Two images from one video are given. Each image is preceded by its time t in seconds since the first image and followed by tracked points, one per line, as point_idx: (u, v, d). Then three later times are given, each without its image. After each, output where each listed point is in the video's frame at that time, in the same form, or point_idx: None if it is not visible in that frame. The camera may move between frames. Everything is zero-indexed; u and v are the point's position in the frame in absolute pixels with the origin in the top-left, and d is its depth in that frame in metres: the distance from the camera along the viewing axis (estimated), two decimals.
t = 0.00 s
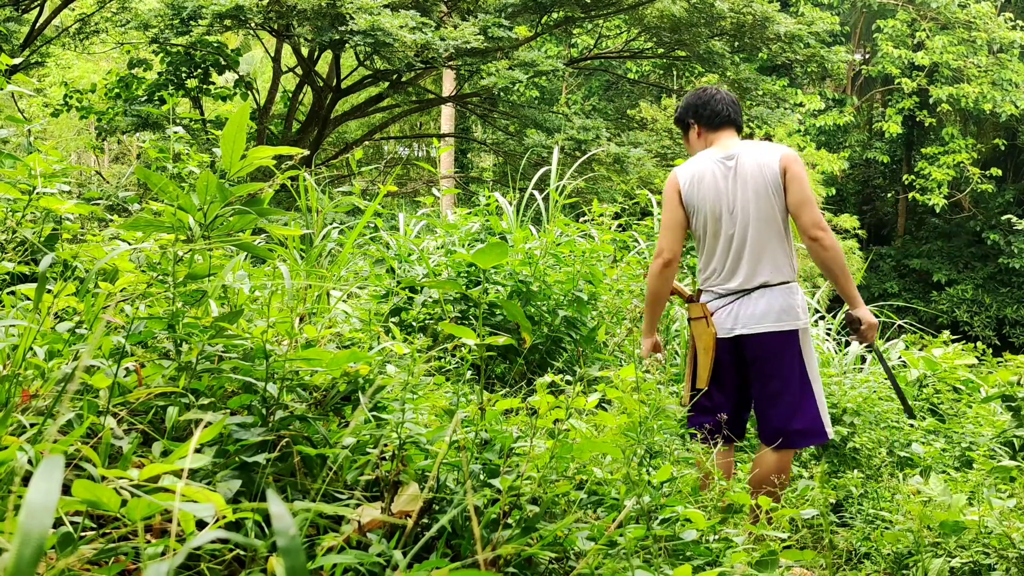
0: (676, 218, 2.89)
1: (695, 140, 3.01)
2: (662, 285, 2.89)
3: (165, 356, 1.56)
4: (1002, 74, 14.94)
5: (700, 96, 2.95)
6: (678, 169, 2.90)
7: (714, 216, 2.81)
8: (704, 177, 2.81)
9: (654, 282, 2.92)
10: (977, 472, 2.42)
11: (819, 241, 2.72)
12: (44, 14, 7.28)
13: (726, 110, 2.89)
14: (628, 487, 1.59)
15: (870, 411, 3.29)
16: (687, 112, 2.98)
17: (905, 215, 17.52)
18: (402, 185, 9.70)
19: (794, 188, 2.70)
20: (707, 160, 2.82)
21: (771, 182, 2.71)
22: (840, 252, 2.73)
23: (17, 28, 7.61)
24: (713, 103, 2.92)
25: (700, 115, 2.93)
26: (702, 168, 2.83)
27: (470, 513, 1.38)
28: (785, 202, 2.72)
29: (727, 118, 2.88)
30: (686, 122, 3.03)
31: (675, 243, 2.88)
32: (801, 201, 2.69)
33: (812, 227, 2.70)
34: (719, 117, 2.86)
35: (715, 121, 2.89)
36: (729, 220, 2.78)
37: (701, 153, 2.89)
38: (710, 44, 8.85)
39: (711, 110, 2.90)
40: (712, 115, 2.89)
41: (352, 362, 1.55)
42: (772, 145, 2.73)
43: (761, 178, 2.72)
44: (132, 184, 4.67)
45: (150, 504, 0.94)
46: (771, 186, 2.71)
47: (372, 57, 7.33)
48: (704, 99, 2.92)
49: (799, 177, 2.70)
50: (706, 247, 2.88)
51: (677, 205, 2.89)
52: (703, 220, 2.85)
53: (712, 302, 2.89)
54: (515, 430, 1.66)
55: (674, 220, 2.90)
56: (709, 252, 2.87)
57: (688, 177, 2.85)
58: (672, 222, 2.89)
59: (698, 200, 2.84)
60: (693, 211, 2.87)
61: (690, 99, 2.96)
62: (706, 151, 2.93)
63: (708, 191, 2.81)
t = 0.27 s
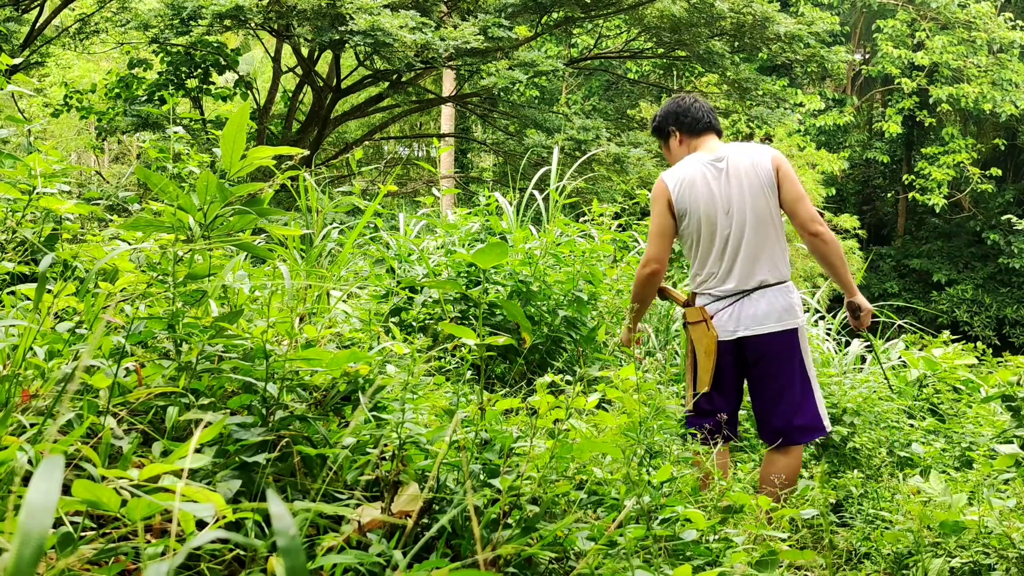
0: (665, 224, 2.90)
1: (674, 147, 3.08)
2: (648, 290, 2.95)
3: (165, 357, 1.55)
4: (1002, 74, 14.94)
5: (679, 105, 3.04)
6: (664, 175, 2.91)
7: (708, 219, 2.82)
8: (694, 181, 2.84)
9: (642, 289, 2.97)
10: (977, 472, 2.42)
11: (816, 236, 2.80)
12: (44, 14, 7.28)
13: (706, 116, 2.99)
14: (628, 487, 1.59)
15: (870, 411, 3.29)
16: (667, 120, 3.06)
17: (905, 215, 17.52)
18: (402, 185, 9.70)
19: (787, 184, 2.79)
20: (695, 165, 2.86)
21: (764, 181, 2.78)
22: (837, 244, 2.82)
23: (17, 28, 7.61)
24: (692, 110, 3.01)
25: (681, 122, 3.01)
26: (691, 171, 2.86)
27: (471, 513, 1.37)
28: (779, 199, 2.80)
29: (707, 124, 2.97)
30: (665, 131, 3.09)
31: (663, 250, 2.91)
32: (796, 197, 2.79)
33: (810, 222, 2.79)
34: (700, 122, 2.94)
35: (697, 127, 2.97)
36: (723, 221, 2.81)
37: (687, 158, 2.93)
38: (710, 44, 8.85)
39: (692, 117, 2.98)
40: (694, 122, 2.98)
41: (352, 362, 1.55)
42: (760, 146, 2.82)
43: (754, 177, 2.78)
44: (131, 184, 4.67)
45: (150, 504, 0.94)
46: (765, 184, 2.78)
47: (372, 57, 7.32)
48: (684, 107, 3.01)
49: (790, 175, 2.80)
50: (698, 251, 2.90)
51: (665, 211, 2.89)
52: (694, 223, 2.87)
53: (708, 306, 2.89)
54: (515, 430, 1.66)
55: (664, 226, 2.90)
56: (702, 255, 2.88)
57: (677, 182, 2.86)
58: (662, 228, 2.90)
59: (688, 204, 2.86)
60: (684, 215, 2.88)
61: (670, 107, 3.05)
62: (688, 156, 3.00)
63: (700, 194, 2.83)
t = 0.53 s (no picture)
0: (674, 223, 2.83)
1: (676, 148, 3.07)
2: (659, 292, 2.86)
3: (165, 357, 1.56)
4: (1002, 74, 14.94)
5: (678, 107, 3.03)
6: (670, 175, 2.86)
7: (718, 218, 2.79)
8: (702, 179, 2.80)
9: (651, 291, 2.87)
10: (977, 472, 2.42)
11: (820, 238, 2.89)
12: (44, 14, 7.27)
13: (707, 116, 2.99)
14: (628, 487, 1.59)
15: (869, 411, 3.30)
16: (668, 122, 3.05)
17: (905, 215, 17.52)
18: (402, 185, 9.70)
19: (793, 185, 2.86)
20: (702, 164, 2.83)
21: (771, 180, 2.82)
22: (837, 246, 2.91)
23: (17, 28, 7.61)
24: (692, 111, 3.01)
25: (682, 123, 3.00)
26: (698, 170, 2.82)
27: (470, 513, 1.37)
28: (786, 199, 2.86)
29: (709, 124, 2.97)
30: (665, 132, 3.08)
31: (672, 250, 2.85)
32: (802, 198, 2.86)
33: (815, 224, 2.87)
34: (702, 122, 2.95)
35: (699, 127, 2.97)
36: (733, 220, 2.80)
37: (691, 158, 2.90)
38: (710, 44, 8.86)
39: (693, 117, 2.97)
40: (695, 122, 2.97)
41: (352, 362, 1.55)
42: (764, 146, 2.85)
43: (761, 176, 2.81)
44: (131, 184, 4.67)
45: (150, 504, 0.94)
46: (773, 185, 2.82)
47: (372, 57, 7.32)
48: (684, 108, 3.01)
49: (795, 175, 2.87)
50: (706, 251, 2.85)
51: (673, 210, 2.83)
52: (703, 222, 2.82)
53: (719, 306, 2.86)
54: (515, 430, 1.66)
55: (673, 225, 2.83)
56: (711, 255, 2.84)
57: (685, 181, 2.81)
58: (671, 226, 2.83)
59: (697, 203, 2.81)
60: (692, 215, 2.83)
61: (670, 109, 3.04)
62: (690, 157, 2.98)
63: (709, 193, 2.80)
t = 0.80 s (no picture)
0: (706, 223, 2.73)
1: (703, 149, 2.97)
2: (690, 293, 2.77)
3: (165, 357, 1.56)
4: (1002, 74, 14.94)
5: (706, 107, 2.94)
6: (701, 174, 2.76)
7: (750, 221, 2.73)
8: (736, 182, 2.72)
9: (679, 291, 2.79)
10: (976, 472, 2.43)
11: (846, 249, 2.90)
12: (44, 14, 7.27)
13: (736, 118, 2.90)
14: (628, 487, 1.59)
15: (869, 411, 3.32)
16: (695, 121, 2.95)
17: (905, 215, 17.52)
18: (401, 185, 9.70)
19: (824, 195, 2.85)
20: (735, 166, 2.74)
21: (801, 188, 2.79)
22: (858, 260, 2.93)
23: (16, 28, 7.61)
24: (721, 111, 2.91)
25: (711, 123, 2.90)
26: (731, 172, 2.74)
27: (470, 513, 1.37)
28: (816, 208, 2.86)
29: (739, 126, 2.88)
30: (692, 132, 2.97)
31: (703, 250, 2.74)
32: (831, 208, 2.86)
33: (842, 235, 2.89)
34: (733, 123, 2.85)
35: (728, 128, 2.87)
36: (764, 225, 2.74)
37: (722, 159, 2.81)
38: (710, 44, 8.86)
39: (723, 118, 2.88)
40: (725, 122, 2.87)
41: (352, 362, 1.55)
42: (795, 154, 2.82)
43: (793, 184, 2.78)
44: (131, 184, 4.67)
45: (150, 504, 0.94)
46: (804, 193, 2.80)
47: (372, 57, 7.31)
48: (713, 108, 2.91)
49: (825, 185, 2.87)
50: (734, 255, 2.77)
51: (706, 211, 2.73)
52: (734, 226, 2.74)
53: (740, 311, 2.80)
54: (515, 430, 1.66)
55: (704, 226, 2.73)
56: (738, 259, 2.77)
57: (719, 182, 2.72)
58: (704, 228, 2.73)
59: (730, 205, 2.73)
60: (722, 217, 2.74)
61: (698, 108, 2.93)
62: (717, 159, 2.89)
63: (742, 197, 2.72)
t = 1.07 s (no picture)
0: (745, 221, 2.63)
1: (748, 150, 2.87)
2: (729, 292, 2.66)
3: (165, 356, 1.56)
4: (1002, 74, 14.94)
5: (752, 106, 2.85)
6: (743, 171, 2.66)
7: (789, 224, 2.63)
8: (778, 182, 2.63)
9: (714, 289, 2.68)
10: (977, 472, 2.43)
11: (877, 267, 2.85)
12: (44, 14, 7.27)
13: (783, 119, 2.80)
14: (628, 487, 1.59)
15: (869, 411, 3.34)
16: (740, 121, 2.86)
17: (905, 215, 17.52)
18: (402, 185, 9.70)
19: (863, 209, 2.79)
20: (778, 166, 2.65)
21: (841, 197, 2.71)
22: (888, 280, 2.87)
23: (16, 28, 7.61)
24: (767, 112, 2.82)
25: (756, 123, 2.80)
26: (775, 171, 2.65)
27: (470, 513, 1.38)
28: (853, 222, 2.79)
29: (785, 127, 2.78)
30: (735, 131, 2.88)
31: (739, 249, 2.63)
32: (868, 223, 2.80)
33: (875, 252, 2.84)
34: (780, 123, 2.76)
35: (774, 128, 2.77)
36: (803, 229, 2.64)
37: (765, 159, 2.72)
38: (710, 45, 8.87)
39: (769, 118, 2.78)
40: (771, 122, 2.78)
41: (352, 362, 1.55)
42: (839, 163, 2.75)
43: (834, 192, 2.70)
44: (132, 184, 4.67)
45: (150, 504, 0.94)
46: (844, 202, 2.72)
47: (372, 57, 7.31)
48: (759, 108, 2.82)
49: (864, 200, 2.80)
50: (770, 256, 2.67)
51: (747, 208, 2.62)
52: (772, 227, 2.64)
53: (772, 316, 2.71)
54: (515, 430, 1.66)
55: (743, 224, 2.62)
56: (773, 261, 2.67)
57: (762, 180, 2.62)
58: (743, 225, 2.62)
59: (771, 204, 2.63)
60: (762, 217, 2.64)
61: (743, 108, 2.85)
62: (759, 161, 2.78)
63: (784, 198, 2.63)
